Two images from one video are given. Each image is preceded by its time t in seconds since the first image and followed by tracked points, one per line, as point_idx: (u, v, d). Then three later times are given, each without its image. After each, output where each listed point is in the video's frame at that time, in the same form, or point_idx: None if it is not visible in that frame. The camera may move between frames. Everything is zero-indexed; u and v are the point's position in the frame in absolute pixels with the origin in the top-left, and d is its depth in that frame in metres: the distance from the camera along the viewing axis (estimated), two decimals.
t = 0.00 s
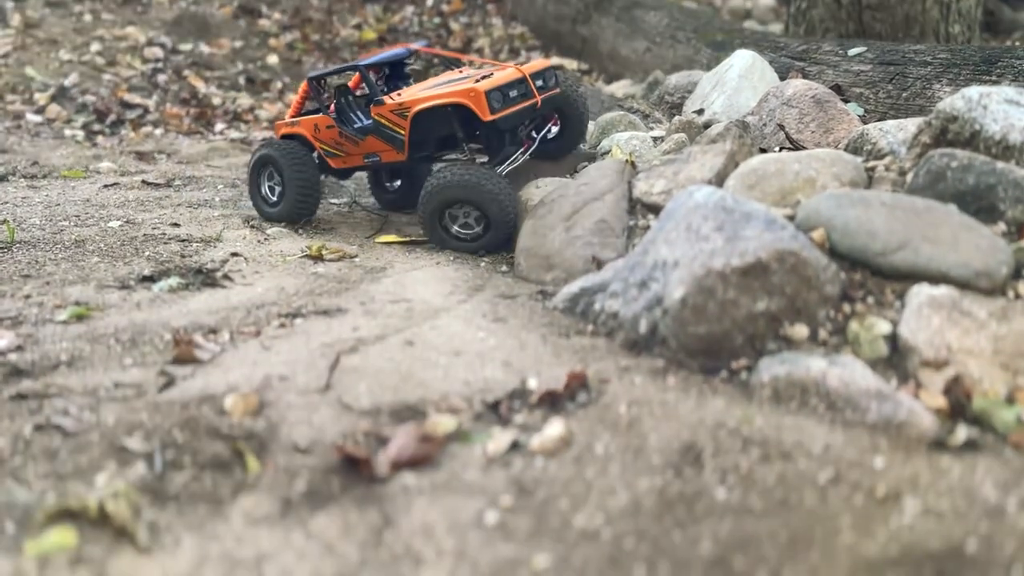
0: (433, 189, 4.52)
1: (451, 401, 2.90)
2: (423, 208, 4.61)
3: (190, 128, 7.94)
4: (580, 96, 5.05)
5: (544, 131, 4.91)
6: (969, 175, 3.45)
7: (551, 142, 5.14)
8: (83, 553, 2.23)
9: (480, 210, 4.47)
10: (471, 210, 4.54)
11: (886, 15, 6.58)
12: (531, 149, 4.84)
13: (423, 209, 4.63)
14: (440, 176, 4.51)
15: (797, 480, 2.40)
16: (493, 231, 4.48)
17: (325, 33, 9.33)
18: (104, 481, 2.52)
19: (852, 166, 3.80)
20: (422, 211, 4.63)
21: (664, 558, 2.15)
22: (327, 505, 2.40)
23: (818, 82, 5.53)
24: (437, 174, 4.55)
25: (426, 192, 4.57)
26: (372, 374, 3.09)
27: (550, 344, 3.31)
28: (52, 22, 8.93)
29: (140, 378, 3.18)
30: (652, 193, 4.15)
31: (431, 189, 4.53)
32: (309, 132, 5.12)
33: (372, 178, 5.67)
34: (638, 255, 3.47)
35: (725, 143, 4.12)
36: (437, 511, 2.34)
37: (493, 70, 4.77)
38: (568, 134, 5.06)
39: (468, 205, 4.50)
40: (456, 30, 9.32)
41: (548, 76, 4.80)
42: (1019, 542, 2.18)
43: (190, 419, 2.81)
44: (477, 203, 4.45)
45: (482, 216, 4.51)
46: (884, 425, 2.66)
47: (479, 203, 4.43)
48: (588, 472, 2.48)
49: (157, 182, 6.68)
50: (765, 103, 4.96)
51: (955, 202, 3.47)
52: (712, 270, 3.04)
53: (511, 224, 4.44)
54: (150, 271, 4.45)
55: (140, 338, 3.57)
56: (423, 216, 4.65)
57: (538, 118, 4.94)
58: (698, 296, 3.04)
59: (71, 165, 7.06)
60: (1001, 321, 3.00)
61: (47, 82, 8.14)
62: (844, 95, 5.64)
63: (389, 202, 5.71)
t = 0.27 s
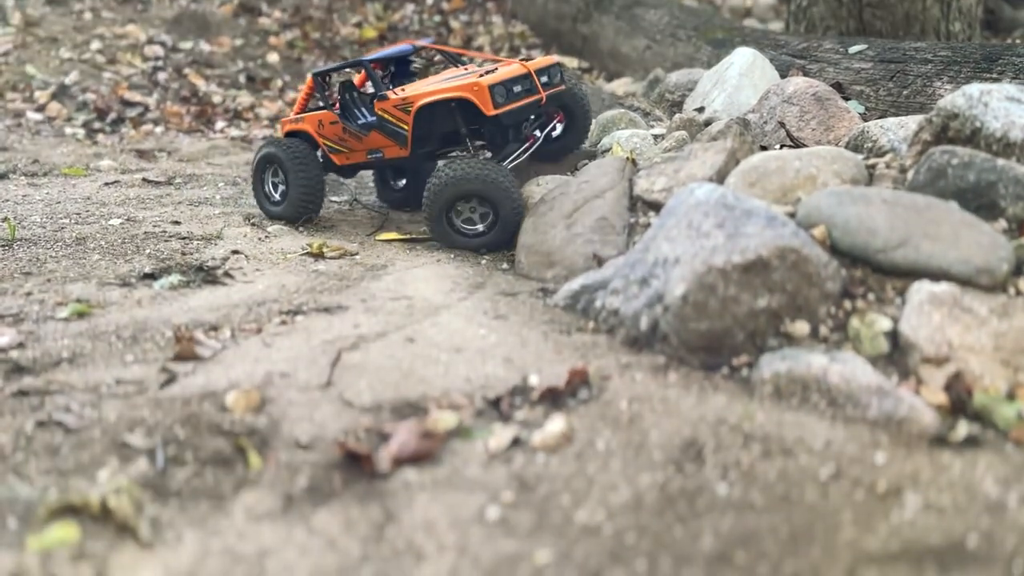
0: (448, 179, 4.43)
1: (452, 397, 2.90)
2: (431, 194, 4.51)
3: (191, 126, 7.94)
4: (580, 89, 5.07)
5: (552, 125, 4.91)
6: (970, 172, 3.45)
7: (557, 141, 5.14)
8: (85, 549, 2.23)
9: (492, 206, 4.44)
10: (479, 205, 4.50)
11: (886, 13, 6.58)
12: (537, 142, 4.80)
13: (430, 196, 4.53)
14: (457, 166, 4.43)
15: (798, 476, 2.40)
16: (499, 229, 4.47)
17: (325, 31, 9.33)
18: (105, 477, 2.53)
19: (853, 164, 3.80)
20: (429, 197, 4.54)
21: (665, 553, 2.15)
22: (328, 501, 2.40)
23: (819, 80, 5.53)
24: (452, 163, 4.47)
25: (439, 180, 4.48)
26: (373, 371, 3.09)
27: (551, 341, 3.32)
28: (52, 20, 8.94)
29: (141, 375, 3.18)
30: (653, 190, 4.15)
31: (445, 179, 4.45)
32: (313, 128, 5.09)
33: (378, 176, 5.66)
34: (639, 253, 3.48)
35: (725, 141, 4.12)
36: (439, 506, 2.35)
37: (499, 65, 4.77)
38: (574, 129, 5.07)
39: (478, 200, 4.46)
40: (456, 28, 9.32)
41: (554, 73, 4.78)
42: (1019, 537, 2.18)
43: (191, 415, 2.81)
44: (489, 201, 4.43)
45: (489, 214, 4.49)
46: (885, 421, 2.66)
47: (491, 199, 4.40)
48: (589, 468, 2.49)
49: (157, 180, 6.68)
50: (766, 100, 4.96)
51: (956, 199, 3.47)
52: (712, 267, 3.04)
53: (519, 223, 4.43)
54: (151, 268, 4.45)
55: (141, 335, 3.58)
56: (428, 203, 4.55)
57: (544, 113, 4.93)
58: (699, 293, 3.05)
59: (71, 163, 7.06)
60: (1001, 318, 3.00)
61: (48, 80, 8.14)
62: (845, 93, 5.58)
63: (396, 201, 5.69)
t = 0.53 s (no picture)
0: (469, 166, 4.30)
1: (451, 395, 2.91)
2: (445, 175, 4.35)
3: (191, 125, 7.94)
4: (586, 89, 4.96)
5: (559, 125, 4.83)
6: (969, 171, 3.46)
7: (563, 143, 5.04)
8: (85, 545, 2.24)
9: (500, 204, 4.36)
10: (485, 199, 4.42)
11: (886, 12, 6.58)
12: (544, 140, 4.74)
13: (442, 175, 4.36)
14: (481, 156, 4.31)
15: (797, 473, 2.41)
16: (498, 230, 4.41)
17: (325, 30, 9.33)
18: (106, 475, 2.53)
19: (852, 162, 3.81)
20: (441, 177, 4.37)
21: (665, 549, 2.16)
22: (328, 498, 2.41)
23: (819, 79, 5.53)
24: (474, 152, 4.34)
25: (458, 163, 4.33)
26: (373, 369, 3.10)
27: (551, 339, 3.32)
28: (52, 19, 8.94)
29: (141, 373, 3.19)
30: (653, 188, 4.16)
31: (465, 165, 4.31)
32: (319, 123, 5.06)
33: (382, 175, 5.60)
34: (638, 250, 3.48)
35: (725, 140, 4.13)
36: (439, 503, 2.35)
37: (508, 62, 4.70)
38: (579, 135, 5.00)
39: (489, 196, 4.38)
40: (456, 27, 9.32)
41: (563, 70, 4.69)
42: (1018, 534, 2.19)
43: (192, 413, 2.82)
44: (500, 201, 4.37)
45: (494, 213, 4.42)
46: (884, 419, 2.67)
47: (504, 198, 4.32)
48: (588, 465, 2.49)
49: (157, 178, 6.68)
50: (766, 99, 4.97)
51: (955, 197, 3.48)
52: (712, 265, 3.05)
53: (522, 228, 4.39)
54: (151, 267, 4.45)
55: (141, 333, 3.58)
56: (436, 182, 4.38)
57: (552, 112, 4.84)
58: (699, 291, 3.06)
59: (71, 162, 7.06)
60: (1000, 316, 3.00)
61: (48, 79, 8.15)
62: (844, 92, 5.64)
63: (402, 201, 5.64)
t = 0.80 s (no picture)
0: (486, 163, 4.28)
1: (450, 395, 2.91)
2: (460, 164, 4.32)
3: (190, 125, 7.95)
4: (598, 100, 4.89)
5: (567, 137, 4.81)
6: (968, 171, 3.46)
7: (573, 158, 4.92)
8: (85, 545, 2.24)
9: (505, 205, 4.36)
10: (491, 197, 4.41)
11: (886, 12, 6.58)
12: (555, 147, 4.75)
13: (457, 164, 4.33)
14: (500, 156, 4.30)
15: (796, 473, 2.41)
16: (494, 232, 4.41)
17: (325, 29, 9.33)
18: (105, 474, 2.53)
19: (851, 162, 3.81)
20: (455, 165, 4.33)
21: (663, 549, 2.16)
22: (327, 497, 2.41)
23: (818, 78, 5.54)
24: (494, 150, 4.32)
25: (476, 157, 4.30)
26: (372, 368, 3.10)
27: (550, 339, 3.32)
28: (52, 18, 8.94)
29: (140, 372, 3.19)
30: (652, 188, 4.16)
31: (481, 161, 4.29)
32: (327, 122, 5.07)
33: (389, 177, 5.62)
34: (638, 250, 3.48)
35: (724, 139, 4.13)
36: (437, 503, 2.36)
37: (521, 64, 4.66)
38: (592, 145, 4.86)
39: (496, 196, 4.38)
40: (456, 27, 9.32)
41: (576, 76, 4.64)
42: (1015, 534, 2.19)
43: (191, 413, 2.82)
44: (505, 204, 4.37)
45: (496, 214, 4.43)
46: (882, 419, 2.67)
47: (511, 201, 4.32)
48: (587, 465, 2.50)
49: (157, 178, 6.69)
50: (766, 99, 4.98)
51: (954, 197, 3.48)
52: (711, 264, 3.05)
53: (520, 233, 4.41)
54: (151, 266, 4.46)
55: (141, 333, 3.58)
56: (449, 169, 4.34)
57: (562, 123, 4.84)
58: (697, 290, 3.06)
59: (71, 161, 7.07)
60: (999, 315, 3.01)
61: (47, 78, 8.14)
62: (843, 91, 5.65)
63: (407, 202, 5.65)
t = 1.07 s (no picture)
0: (495, 161, 4.28)
1: (447, 395, 2.92)
2: (468, 158, 4.31)
3: (189, 125, 7.94)
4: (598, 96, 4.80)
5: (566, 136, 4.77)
6: (964, 171, 3.47)
7: (573, 156, 4.87)
8: (80, 544, 2.24)
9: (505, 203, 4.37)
10: (492, 195, 4.42)
11: (885, 12, 6.59)
12: (554, 145, 4.75)
13: (466, 157, 4.31)
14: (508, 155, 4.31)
15: (790, 473, 2.41)
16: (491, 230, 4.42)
17: (324, 29, 9.33)
18: (101, 474, 2.54)
19: (848, 162, 3.82)
20: (464, 158, 4.32)
21: (657, 549, 2.17)
22: (323, 497, 2.42)
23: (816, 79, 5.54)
24: (502, 149, 4.33)
25: (485, 153, 4.30)
26: (369, 368, 3.10)
27: (546, 339, 3.33)
28: (51, 17, 8.94)
29: (137, 372, 3.19)
30: (649, 188, 4.16)
31: (490, 158, 4.29)
32: (327, 120, 5.06)
33: (390, 177, 5.61)
34: (634, 250, 3.49)
35: (721, 139, 4.13)
36: (432, 502, 2.36)
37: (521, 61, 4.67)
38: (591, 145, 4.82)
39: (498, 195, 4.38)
40: (455, 27, 9.33)
41: (577, 73, 4.66)
42: (1009, 534, 2.19)
43: (187, 413, 2.82)
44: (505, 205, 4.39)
45: (495, 212, 4.43)
46: (877, 419, 2.67)
47: (512, 200, 4.33)
48: (582, 465, 2.50)
49: (156, 177, 6.69)
50: (763, 99, 4.99)
51: (950, 198, 3.49)
52: (707, 265, 3.06)
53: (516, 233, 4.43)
54: (148, 266, 4.46)
55: (138, 333, 3.58)
56: (457, 161, 4.33)
57: (562, 120, 4.80)
58: (694, 291, 3.07)
59: (69, 160, 7.07)
60: (994, 315, 3.01)
61: (46, 77, 8.14)
62: (841, 91, 5.66)
63: (408, 202, 5.65)
